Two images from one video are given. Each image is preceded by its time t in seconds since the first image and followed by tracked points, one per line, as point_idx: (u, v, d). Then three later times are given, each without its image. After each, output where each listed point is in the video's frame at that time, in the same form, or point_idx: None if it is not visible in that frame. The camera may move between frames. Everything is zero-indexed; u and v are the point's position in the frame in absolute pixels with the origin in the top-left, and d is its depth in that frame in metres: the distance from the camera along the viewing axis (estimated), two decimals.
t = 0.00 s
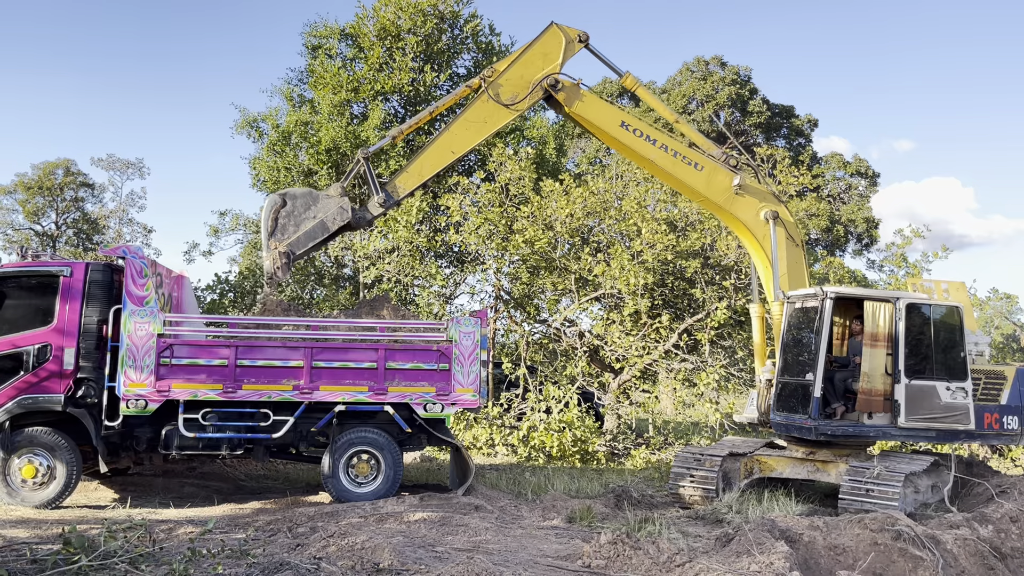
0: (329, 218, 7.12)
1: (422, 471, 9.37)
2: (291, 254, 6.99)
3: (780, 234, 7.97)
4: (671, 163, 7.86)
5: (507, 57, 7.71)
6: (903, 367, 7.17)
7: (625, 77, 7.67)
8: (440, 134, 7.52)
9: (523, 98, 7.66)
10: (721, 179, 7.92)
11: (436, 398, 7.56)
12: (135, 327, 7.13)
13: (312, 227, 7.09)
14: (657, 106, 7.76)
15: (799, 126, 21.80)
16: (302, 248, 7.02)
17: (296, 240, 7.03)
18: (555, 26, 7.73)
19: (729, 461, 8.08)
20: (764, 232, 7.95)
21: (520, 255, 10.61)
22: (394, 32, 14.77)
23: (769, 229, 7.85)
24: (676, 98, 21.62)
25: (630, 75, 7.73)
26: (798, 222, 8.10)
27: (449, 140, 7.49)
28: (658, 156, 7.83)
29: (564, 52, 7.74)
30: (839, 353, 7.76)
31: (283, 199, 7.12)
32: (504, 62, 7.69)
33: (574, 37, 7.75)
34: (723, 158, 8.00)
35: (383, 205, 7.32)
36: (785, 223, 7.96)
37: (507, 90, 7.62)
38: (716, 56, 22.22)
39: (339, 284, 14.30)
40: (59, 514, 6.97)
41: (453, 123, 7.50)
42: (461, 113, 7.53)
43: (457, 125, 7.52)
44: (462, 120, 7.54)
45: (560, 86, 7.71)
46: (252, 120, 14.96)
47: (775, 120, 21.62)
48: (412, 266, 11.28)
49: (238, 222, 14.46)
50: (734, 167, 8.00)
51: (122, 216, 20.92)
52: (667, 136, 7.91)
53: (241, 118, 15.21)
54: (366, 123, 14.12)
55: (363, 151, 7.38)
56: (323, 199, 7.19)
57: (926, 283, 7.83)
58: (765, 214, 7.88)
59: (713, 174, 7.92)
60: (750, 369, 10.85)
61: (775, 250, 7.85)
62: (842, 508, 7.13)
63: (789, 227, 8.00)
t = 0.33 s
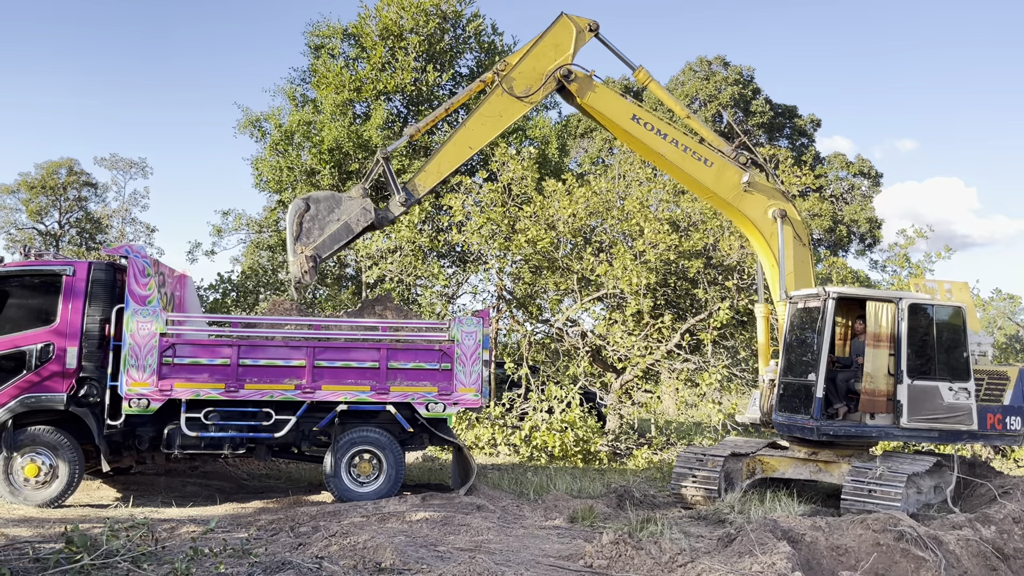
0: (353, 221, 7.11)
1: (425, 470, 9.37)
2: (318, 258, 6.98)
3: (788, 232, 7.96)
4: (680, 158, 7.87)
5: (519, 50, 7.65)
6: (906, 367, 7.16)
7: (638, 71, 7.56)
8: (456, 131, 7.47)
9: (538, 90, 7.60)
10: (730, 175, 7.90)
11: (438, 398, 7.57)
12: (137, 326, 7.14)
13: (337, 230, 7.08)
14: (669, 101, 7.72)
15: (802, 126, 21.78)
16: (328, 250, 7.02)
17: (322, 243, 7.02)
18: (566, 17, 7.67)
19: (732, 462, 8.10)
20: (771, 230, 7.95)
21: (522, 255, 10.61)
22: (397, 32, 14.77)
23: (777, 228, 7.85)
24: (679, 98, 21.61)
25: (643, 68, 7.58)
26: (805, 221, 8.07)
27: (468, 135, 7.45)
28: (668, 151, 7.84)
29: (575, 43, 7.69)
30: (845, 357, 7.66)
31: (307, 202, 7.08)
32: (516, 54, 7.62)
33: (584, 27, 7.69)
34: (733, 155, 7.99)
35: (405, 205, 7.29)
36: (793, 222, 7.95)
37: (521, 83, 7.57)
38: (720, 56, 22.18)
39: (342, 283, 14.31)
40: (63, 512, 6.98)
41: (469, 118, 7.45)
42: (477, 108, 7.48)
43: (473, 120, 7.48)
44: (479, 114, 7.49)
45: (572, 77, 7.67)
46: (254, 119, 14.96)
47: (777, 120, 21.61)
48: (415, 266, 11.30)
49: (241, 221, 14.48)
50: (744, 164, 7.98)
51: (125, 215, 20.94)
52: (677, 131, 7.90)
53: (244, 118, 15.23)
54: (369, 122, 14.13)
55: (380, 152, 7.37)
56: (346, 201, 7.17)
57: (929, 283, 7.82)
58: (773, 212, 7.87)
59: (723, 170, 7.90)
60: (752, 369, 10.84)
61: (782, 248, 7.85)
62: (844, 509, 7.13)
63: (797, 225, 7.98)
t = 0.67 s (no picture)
0: (382, 228, 7.11)
1: (428, 471, 9.38)
2: (350, 267, 7.01)
3: (796, 232, 7.94)
4: (691, 155, 7.81)
5: (532, 45, 7.62)
6: (910, 368, 7.14)
7: (651, 67, 7.51)
8: (476, 130, 7.47)
9: (553, 85, 7.57)
10: (740, 174, 7.88)
11: (441, 398, 7.57)
12: (141, 326, 7.16)
13: (367, 239, 7.09)
14: (681, 97, 7.70)
15: (807, 127, 21.74)
16: (359, 259, 7.05)
17: (353, 252, 7.04)
18: (575, 10, 7.64)
19: (735, 463, 8.03)
20: (779, 230, 7.92)
21: (526, 255, 10.62)
22: (401, 32, 14.79)
23: (786, 227, 7.83)
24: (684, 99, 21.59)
25: (656, 64, 7.52)
26: (813, 221, 8.07)
27: (489, 134, 7.45)
28: (679, 147, 7.79)
29: (586, 36, 7.66)
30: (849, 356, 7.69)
31: (335, 213, 7.09)
32: (529, 50, 7.59)
33: (594, 19, 7.66)
34: (743, 153, 7.96)
35: (429, 208, 7.31)
36: (800, 221, 7.94)
37: (536, 79, 7.54)
38: (724, 57, 22.14)
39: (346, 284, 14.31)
40: (66, 512, 7.00)
41: (488, 118, 7.44)
42: (494, 106, 7.46)
43: (491, 118, 7.47)
44: (496, 112, 7.48)
45: (586, 70, 7.63)
46: (259, 119, 14.98)
47: (781, 121, 21.58)
48: (418, 266, 11.32)
49: (245, 222, 14.50)
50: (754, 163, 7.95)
51: (130, 215, 20.99)
52: (688, 127, 7.86)
53: (248, 118, 15.25)
54: (373, 123, 14.14)
55: (403, 157, 7.41)
56: (373, 209, 7.17)
57: (933, 285, 7.80)
58: (782, 212, 7.84)
59: (733, 169, 7.87)
60: (756, 370, 10.82)
61: (790, 249, 7.83)
62: (848, 510, 7.11)
63: (805, 226, 7.98)
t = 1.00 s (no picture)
0: (411, 233, 7.17)
1: (432, 473, 9.38)
2: (382, 274, 7.09)
3: (807, 234, 7.91)
4: (704, 153, 7.81)
5: (548, 41, 7.63)
6: (915, 372, 7.11)
7: (666, 66, 7.49)
8: (496, 130, 7.45)
9: (570, 82, 7.58)
10: (752, 174, 7.87)
11: (445, 400, 7.57)
12: (146, 327, 7.18)
13: (397, 245, 7.15)
14: (696, 96, 7.68)
15: (813, 130, 21.69)
16: (390, 266, 7.13)
17: (385, 258, 7.10)
18: (589, 4, 7.63)
19: (740, 466, 8.00)
20: (790, 231, 7.89)
21: (531, 258, 10.64)
22: (407, 35, 14.83)
23: (797, 229, 7.79)
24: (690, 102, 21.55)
25: (672, 62, 7.51)
26: (824, 224, 8.04)
27: (510, 133, 7.45)
28: (692, 145, 7.79)
29: (600, 31, 7.66)
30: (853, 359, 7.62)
31: (364, 221, 7.14)
32: (545, 47, 7.61)
33: (606, 12, 7.63)
34: (756, 154, 7.94)
35: (456, 211, 7.37)
36: (811, 223, 7.91)
37: (553, 75, 7.54)
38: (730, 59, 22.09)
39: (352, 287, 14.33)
40: (71, 513, 7.02)
41: (508, 117, 7.45)
42: (513, 106, 7.47)
43: (511, 117, 7.47)
44: (515, 110, 7.49)
45: (602, 65, 7.63)
46: (265, 122, 15.02)
47: (787, 124, 21.53)
48: (423, 269, 11.34)
49: (251, 224, 14.54)
50: (767, 164, 7.93)
51: (137, 218, 21.07)
52: (702, 126, 7.85)
53: (254, 121, 15.29)
54: (379, 126, 14.17)
55: (427, 162, 7.38)
56: (402, 215, 7.21)
57: (939, 288, 7.79)
58: (793, 213, 7.82)
59: (745, 169, 7.86)
60: (761, 374, 10.79)
61: (801, 251, 7.80)
62: (853, 514, 7.09)
63: (816, 228, 7.95)
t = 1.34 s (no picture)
0: (437, 235, 7.20)
1: (437, 478, 9.37)
2: (407, 276, 7.12)
3: (818, 237, 7.88)
4: (718, 154, 7.79)
5: (564, 40, 7.63)
6: (921, 377, 7.08)
7: (682, 66, 7.49)
8: (516, 130, 7.50)
9: (587, 81, 7.59)
10: (765, 176, 7.85)
11: (450, 405, 7.57)
12: (153, 332, 7.19)
13: (422, 248, 7.18)
14: (711, 96, 7.67)
15: (819, 134, 21.66)
16: (416, 268, 7.17)
17: (410, 260, 7.13)
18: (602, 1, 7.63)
19: (746, 471, 8.04)
20: (801, 235, 7.86)
21: (537, 263, 10.67)
22: (412, 41, 14.90)
23: (808, 232, 7.76)
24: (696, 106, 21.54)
25: (687, 63, 7.50)
26: (836, 228, 8.00)
27: (531, 133, 7.49)
28: (706, 145, 7.76)
29: (615, 28, 7.67)
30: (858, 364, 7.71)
31: (390, 223, 7.15)
32: (560, 45, 7.62)
33: (620, 8, 7.65)
34: (770, 156, 7.90)
35: (479, 213, 7.40)
36: (822, 227, 7.89)
37: (570, 74, 7.55)
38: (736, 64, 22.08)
39: (358, 292, 14.28)
40: (77, 517, 7.04)
41: (528, 117, 7.48)
42: (532, 106, 7.48)
43: (530, 116, 7.49)
44: (533, 110, 7.50)
45: (617, 61, 7.64)
46: (271, 128, 15.07)
47: (793, 129, 21.50)
48: (429, 274, 11.35)
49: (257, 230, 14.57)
50: (780, 166, 7.90)
51: (145, 223, 21.15)
52: (716, 126, 7.83)
53: (261, 126, 15.34)
54: (384, 131, 14.20)
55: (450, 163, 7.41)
56: (427, 217, 7.24)
57: (946, 293, 7.78)
58: (804, 216, 7.79)
59: (758, 170, 7.85)
60: (767, 378, 10.75)
61: (811, 254, 7.77)
62: (859, 520, 7.07)
63: (826, 231, 7.93)
